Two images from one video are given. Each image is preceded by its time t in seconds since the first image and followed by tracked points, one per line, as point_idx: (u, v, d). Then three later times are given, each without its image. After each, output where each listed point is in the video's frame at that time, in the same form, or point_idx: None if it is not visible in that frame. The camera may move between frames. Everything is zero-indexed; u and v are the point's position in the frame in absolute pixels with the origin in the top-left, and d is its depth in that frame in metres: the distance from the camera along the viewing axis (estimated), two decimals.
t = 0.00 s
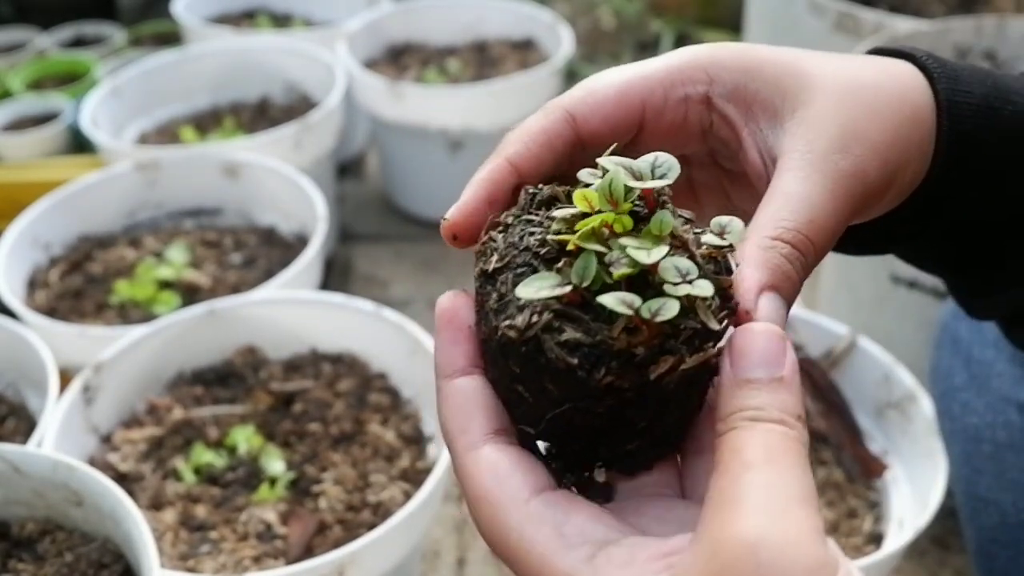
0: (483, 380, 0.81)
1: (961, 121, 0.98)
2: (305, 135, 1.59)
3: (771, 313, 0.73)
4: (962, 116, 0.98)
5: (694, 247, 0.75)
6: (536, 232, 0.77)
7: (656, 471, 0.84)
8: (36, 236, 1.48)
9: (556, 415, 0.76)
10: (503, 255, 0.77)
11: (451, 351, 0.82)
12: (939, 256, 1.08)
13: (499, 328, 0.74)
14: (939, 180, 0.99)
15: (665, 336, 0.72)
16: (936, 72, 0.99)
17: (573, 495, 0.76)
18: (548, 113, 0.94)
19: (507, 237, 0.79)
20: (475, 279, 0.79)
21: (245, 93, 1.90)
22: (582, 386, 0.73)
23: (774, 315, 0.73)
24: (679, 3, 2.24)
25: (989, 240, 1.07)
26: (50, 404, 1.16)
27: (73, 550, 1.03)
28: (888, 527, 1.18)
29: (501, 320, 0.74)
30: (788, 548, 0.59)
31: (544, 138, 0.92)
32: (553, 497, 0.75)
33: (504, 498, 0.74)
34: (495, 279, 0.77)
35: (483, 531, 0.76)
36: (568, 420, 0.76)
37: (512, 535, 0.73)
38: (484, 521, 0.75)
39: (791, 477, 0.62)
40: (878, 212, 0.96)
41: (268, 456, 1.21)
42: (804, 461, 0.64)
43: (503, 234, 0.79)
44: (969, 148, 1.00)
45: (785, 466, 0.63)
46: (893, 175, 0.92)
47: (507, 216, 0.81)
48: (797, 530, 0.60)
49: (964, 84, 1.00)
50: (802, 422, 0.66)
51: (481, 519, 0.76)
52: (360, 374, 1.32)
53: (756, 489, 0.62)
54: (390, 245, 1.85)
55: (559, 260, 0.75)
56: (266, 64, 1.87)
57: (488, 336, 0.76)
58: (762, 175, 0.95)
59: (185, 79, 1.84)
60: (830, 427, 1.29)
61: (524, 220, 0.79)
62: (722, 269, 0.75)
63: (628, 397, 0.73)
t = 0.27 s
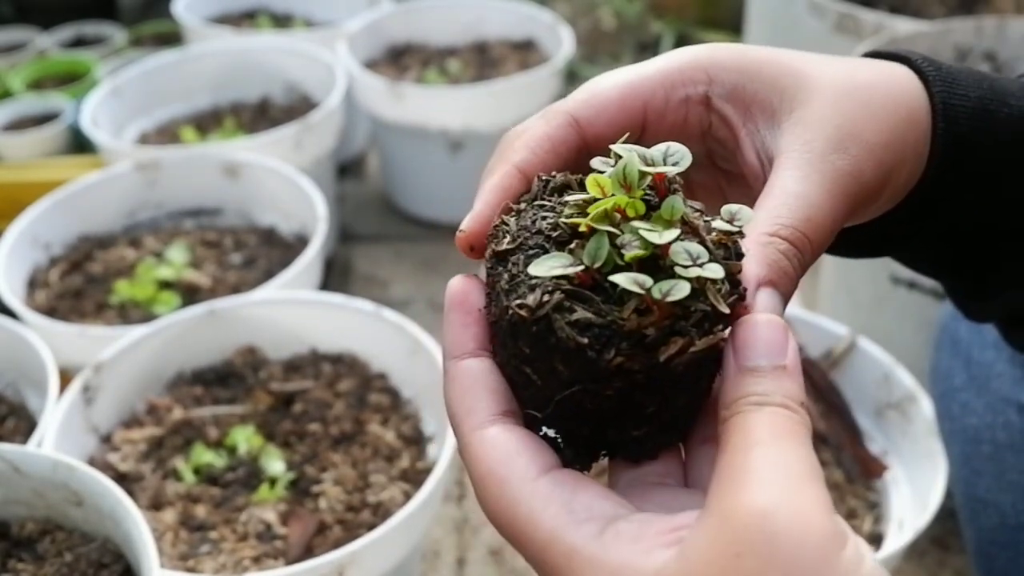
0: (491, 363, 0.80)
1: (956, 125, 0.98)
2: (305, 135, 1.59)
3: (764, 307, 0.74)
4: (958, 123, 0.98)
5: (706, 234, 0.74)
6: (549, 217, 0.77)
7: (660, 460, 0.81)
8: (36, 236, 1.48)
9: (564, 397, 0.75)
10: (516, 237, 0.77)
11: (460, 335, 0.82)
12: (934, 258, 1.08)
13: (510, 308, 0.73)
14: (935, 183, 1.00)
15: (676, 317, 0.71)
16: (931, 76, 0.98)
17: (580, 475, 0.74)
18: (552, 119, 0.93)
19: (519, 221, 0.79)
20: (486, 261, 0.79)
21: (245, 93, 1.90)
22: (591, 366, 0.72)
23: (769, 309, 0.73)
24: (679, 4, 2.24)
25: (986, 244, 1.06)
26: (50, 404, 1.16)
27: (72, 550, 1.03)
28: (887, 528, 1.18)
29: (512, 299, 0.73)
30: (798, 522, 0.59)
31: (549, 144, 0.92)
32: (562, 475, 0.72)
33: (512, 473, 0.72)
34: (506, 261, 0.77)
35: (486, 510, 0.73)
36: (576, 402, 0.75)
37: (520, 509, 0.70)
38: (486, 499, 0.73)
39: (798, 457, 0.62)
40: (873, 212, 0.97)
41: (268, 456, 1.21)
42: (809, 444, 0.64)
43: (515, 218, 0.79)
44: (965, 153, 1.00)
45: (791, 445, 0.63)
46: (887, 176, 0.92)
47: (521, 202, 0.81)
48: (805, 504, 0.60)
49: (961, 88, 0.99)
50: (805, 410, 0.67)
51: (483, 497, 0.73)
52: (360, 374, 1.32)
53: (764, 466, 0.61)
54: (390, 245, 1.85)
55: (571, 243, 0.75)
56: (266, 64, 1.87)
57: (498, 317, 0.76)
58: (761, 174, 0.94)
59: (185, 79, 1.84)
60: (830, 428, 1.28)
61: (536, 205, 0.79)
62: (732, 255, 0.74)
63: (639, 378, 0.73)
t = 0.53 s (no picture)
0: (489, 367, 0.80)
1: (955, 125, 0.98)
2: (305, 134, 1.59)
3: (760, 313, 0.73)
4: (957, 124, 0.98)
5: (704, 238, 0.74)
6: (548, 222, 0.77)
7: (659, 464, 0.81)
8: (36, 236, 1.48)
9: (562, 403, 0.75)
10: (513, 243, 0.77)
11: (459, 338, 0.82)
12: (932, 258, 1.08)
13: (507, 314, 0.74)
14: (934, 185, 1.00)
15: (674, 323, 0.71)
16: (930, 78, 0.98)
17: (579, 478, 0.74)
18: (553, 121, 0.93)
19: (517, 227, 0.79)
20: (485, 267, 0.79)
21: (245, 92, 1.90)
22: (589, 372, 0.72)
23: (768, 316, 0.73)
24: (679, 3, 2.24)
25: (985, 243, 1.06)
26: (50, 404, 1.16)
27: (73, 550, 1.03)
28: (887, 526, 1.18)
29: (509, 306, 0.74)
30: (795, 521, 0.59)
31: (549, 147, 0.92)
32: (561, 478, 0.72)
33: (510, 476, 0.72)
34: (504, 267, 0.77)
35: (485, 513, 0.73)
36: (574, 408, 0.76)
37: (519, 512, 0.70)
38: (485, 502, 0.73)
39: (795, 455, 0.62)
40: (871, 213, 0.97)
41: (268, 456, 1.21)
42: (806, 443, 0.64)
43: (514, 223, 0.79)
44: (964, 153, 1.00)
45: (788, 444, 0.63)
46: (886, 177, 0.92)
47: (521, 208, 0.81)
48: (802, 503, 0.60)
49: (959, 89, 0.99)
50: (802, 408, 0.67)
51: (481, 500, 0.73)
52: (360, 373, 1.33)
53: (761, 465, 0.62)
54: (390, 244, 1.85)
55: (570, 249, 0.75)
56: (266, 63, 1.87)
57: (496, 322, 0.76)
58: (759, 175, 0.94)
59: (185, 78, 1.84)
60: (830, 427, 1.28)
61: (535, 210, 0.80)
62: (729, 259, 0.74)
63: (637, 385, 0.73)
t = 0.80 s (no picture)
0: (499, 335, 0.78)
1: (957, 114, 0.98)
2: (304, 135, 1.59)
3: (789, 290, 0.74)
4: (959, 113, 0.98)
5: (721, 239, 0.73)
6: (562, 216, 0.77)
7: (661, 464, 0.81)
8: (35, 236, 1.48)
9: (572, 399, 0.75)
10: (527, 237, 0.77)
11: (464, 300, 0.80)
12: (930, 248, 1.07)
13: (518, 309, 0.74)
14: (936, 175, 1.00)
15: (687, 324, 0.71)
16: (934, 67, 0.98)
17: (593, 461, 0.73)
18: (564, 109, 0.93)
19: (530, 220, 0.79)
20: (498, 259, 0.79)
21: (244, 93, 1.90)
22: (601, 371, 0.72)
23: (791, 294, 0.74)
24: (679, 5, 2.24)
25: (985, 234, 1.06)
26: (48, 404, 1.16)
27: (69, 550, 1.03)
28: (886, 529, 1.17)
29: (522, 299, 0.74)
30: (816, 504, 0.59)
31: (561, 134, 0.92)
32: (580, 456, 0.71)
33: (526, 450, 0.71)
34: (517, 260, 0.77)
35: (500, 490, 0.72)
36: (582, 407, 0.76)
37: (539, 487, 0.69)
38: (499, 480, 0.72)
39: (814, 442, 0.63)
40: (879, 202, 0.96)
41: (266, 457, 1.21)
42: (824, 430, 0.64)
43: (528, 216, 0.79)
44: (966, 144, 1.00)
45: (806, 431, 0.63)
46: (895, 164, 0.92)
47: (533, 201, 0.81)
48: (823, 487, 0.60)
49: (962, 77, 0.99)
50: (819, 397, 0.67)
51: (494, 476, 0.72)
52: (358, 374, 1.32)
53: (781, 450, 0.62)
54: (389, 245, 1.85)
55: (583, 244, 0.74)
56: (266, 64, 1.87)
57: (507, 316, 0.76)
58: (770, 162, 0.94)
59: (185, 79, 1.84)
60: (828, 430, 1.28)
61: (548, 205, 0.79)
62: (745, 261, 0.73)
63: (647, 384, 0.73)
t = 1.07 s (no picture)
0: (510, 342, 0.79)
1: (956, 110, 0.98)
2: (303, 133, 1.59)
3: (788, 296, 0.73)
4: (958, 109, 0.98)
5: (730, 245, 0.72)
6: (573, 224, 0.76)
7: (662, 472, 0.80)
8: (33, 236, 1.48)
9: (579, 411, 0.76)
10: (539, 245, 0.77)
11: (478, 307, 0.79)
12: (930, 245, 1.08)
13: (530, 320, 0.73)
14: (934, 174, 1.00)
15: (698, 335, 0.69)
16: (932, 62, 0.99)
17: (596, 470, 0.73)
18: (569, 111, 0.91)
19: (542, 227, 0.78)
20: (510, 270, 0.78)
21: (242, 92, 1.90)
22: (613, 383, 0.71)
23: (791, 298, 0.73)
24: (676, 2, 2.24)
25: (986, 230, 1.06)
26: (48, 404, 1.15)
27: (71, 550, 1.02)
28: (886, 524, 1.18)
29: (533, 311, 0.73)
30: (816, 512, 0.59)
31: (567, 138, 0.90)
32: (578, 466, 0.71)
33: (528, 459, 0.71)
34: (528, 269, 0.76)
35: (499, 500, 0.72)
36: (590, 416, 0.76)
37: (539, 497, 0.69)
38: (499, 486, 0.72)
39: (815, 453, 0.63)
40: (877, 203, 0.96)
41: (267, 455, 1.21)
42: (825, 442, 0.65)
43: (538, 223, 0.79)
44: (966, 140, 1.00)
45: (806, 441, 0.63)
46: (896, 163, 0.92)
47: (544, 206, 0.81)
48: (822, 496, 0.60)
49: (960, 73, 1.00)
50: (821, 406, 0.67)
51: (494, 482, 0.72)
52: (358, 372, 1.32)
53: (781, 459, 0.62)
54: (388, 243, 1.85)
55: (595, 254, 0.74)
56: (263, 63, 1.87)
57: (518, 326, 0.75)
58: (772, 160, 0.93)
59: (182, 78, 1.84)
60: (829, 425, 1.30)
61: (559, 210, 0.79)
62: (753, 268, 0.72)
63: (658, 396, 0.72)
